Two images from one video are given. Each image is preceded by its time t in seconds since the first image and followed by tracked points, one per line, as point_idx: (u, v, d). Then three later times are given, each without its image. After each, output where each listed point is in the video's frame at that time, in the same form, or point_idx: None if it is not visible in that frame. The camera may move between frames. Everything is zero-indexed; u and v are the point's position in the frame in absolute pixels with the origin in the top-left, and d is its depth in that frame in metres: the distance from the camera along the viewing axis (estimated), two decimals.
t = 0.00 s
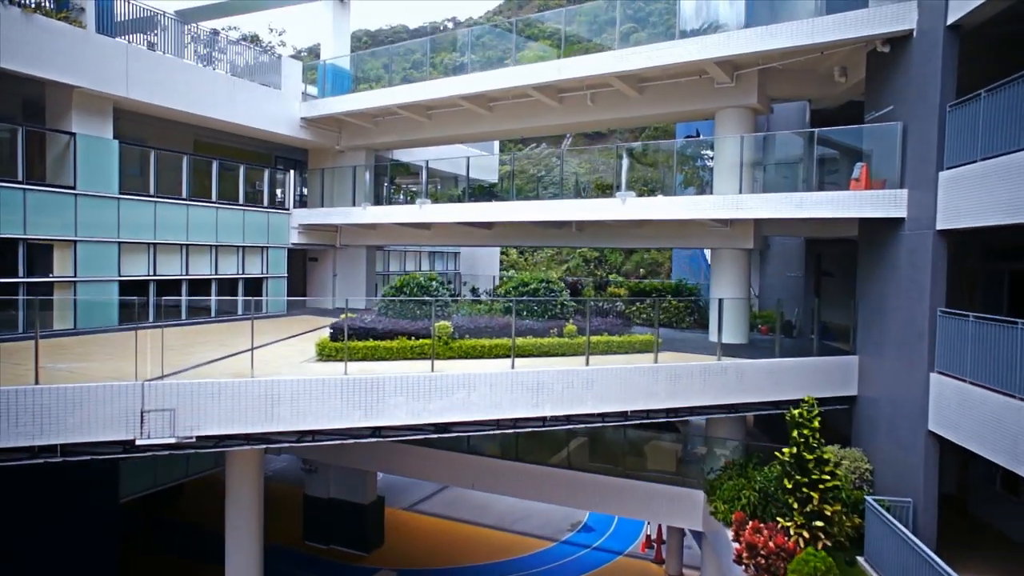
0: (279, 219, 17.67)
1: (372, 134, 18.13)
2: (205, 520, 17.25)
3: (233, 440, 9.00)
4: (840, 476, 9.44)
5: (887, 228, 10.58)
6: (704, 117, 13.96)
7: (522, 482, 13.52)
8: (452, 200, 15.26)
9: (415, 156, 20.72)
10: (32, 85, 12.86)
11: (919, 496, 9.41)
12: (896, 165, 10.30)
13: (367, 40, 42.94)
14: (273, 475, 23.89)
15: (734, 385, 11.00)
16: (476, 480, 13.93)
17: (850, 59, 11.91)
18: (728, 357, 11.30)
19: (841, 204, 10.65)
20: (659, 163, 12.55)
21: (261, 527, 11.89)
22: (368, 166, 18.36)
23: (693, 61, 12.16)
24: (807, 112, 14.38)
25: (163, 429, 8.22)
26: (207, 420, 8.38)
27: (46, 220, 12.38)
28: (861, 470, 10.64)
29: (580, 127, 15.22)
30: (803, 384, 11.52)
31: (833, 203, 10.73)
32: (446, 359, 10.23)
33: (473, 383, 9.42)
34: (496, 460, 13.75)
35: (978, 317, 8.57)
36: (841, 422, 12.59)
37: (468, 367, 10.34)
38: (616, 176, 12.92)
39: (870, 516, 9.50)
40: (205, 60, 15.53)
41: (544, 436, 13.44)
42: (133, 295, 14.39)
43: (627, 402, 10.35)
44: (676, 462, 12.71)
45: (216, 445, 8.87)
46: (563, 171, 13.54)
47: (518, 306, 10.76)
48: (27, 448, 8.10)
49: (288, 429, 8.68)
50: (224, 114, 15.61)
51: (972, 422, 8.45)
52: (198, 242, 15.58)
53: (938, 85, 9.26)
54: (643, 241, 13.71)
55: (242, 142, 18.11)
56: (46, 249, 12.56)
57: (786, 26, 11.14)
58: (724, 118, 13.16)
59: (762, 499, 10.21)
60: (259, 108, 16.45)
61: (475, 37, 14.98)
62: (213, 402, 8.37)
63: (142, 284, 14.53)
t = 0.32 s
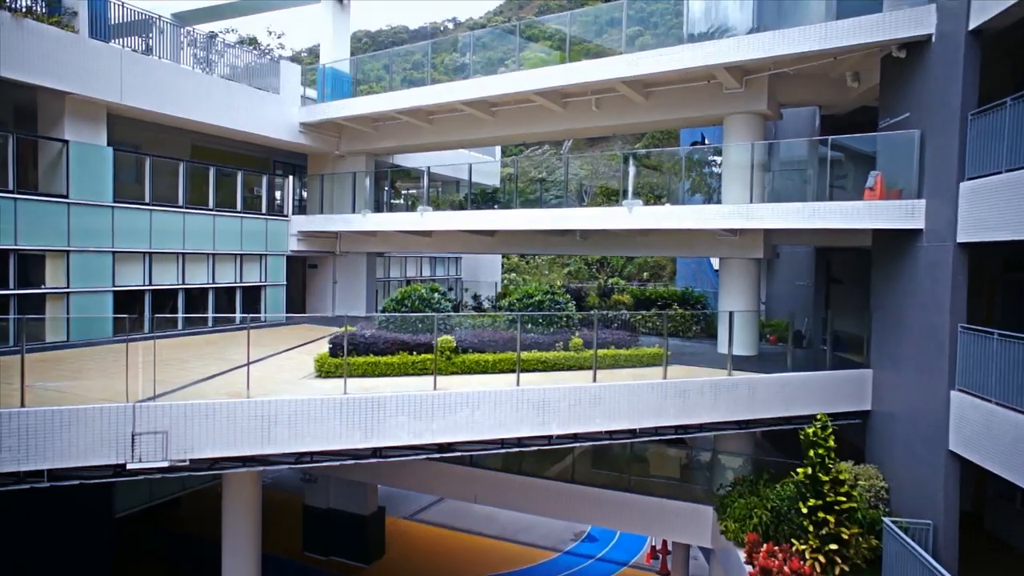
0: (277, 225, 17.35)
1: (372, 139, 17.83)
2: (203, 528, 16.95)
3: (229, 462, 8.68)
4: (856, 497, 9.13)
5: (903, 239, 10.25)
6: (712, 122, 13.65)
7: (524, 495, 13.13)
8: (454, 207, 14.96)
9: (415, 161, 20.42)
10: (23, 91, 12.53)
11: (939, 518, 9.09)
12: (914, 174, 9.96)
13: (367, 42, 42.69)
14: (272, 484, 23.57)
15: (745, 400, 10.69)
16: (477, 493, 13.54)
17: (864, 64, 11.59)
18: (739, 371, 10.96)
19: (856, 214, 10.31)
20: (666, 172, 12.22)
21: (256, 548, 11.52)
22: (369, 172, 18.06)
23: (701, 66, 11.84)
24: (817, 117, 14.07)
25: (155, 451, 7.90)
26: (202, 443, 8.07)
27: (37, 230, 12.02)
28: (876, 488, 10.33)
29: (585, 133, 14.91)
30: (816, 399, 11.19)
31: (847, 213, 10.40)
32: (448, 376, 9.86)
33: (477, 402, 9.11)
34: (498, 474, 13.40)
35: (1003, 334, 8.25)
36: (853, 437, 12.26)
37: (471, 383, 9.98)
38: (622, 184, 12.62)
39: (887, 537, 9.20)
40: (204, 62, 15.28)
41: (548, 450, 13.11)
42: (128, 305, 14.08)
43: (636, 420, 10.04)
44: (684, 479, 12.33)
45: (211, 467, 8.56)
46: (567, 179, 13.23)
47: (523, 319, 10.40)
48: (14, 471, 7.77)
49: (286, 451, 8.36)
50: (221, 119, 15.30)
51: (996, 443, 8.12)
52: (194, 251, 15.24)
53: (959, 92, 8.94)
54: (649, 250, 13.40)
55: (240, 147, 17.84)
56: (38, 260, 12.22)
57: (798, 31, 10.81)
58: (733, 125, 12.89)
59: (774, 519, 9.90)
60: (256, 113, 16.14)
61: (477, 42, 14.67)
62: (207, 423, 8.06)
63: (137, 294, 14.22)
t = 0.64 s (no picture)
0: (276, 233, 17.07)
1: (372, 144, 17.55)
2: (199, 537, 16.52)
3: (225, 486, 8.42)
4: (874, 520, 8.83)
5: (919, 251, 9.94)
6: (719, 129, 13.35)
7: (526, 510, 12.75)
8: (456, 215, 14.70)
9: (416, 166, 20.15)
10: (14, 98, 12.21)
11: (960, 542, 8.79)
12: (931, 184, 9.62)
13: (368, 43, 42.43)
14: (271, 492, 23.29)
15: (756, 417, 10.39)
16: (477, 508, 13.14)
17: (877, 69, 11.27)
18: (751, 387, 10.63)
19: (871, 226, 10.00)
20: (672, 178, 11.99)
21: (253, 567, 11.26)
22: (369, 178, 17.79)
23: (710, 73, 11.53)
24: (827, 123, 13.76)
25: (147, 476, 7.67)
26: (197, 467, 7.81)
27: (28, 242, 11.71)
28: (892, 506, 10.04)
29: (590, 138, 14.61)
30: (829, 416, 10.89)
31: (862, 226, 10.08)
32: (453, 392, 9.57)
33: (483, 423, 8.82)
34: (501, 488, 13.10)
35: None
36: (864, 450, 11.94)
37: (476, 400, 9.65)
38: (629, 196, 12.37)
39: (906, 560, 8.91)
40: (203, 67, 15.01)
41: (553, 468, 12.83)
42: (123, 316, 13.79)
43: (644, 438, 9.79)
44: (690, 494, 11.94)
45: (206, 491, 8.27)
46: (572, 187, 12.97)
47: (528, 333, 9.98)
48: (0, 498, 7.45)
49: (283, 475, 8.10)
50: (218, 125, 14.99)
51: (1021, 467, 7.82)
52: (191, 260, 14.94)
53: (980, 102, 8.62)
54: (656, 260, 13.11)
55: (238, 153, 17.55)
56: (30, 271, 11.91)
57: (811, 37, 10.49)
58: (742, 131, 12.57)
59: (787, 541, 9.61)
60: (254, 119, 15.84)
61: (479, 46, 14.35)
62: (202, 446, 7.80)
63: (132, 305, 13.93)
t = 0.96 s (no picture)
0: (276, 240, 16.79)
1: (373, 151, 17.29)
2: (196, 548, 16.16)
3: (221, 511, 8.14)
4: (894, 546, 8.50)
5: (937, 265, 9.65)
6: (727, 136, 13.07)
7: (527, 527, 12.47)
8: (459, 223, 14.42)
9: (417, 172, 19.90)
10: (7, 106, 11.93)
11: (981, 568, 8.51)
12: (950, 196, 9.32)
13: (369, 45, 42.17)
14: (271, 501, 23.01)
15: (768, 435, 10.10)
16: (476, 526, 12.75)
17: (891, 77, 10.97)
18: (762, 403, 10.33)
19: (884, 239, 9.71)
20: (677, 184, 11.80)
21: None
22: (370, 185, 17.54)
23: (720, 80, 11.24)
24: (837, 130, 13.51)
25: (139, 503, 7.43)
26: (191, 493, 7.59)
27: (20, 254, 11.40)
28: (909, 527, 9.70)
29: (595, 146, 14.33)
30: (842, 433, 10.58)
31: (877, 239, 9.79)
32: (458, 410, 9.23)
33: (489, 443, 8.61)
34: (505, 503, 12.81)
35: None
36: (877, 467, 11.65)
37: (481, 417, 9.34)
38: (636, 207, 12.11)
39: None
40: (201, 73, 14.76)
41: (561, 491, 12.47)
42: (120, 328, 13.51)
43: (652, 458, 9.56)
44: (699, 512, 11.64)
45: (200, 517, 7.99)
46: (577, 196, 12.72)
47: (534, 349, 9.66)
48: None
49: (280, 499, 7.89)
50: (215, 132, 14.70)
51: None
52: (188, 270, 14.66)
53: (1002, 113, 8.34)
54: (663, 270, 12.84)
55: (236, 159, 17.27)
56: (23, 283, 11.61)
57: (825, 44, 10.17)
58: (752, 139, 12.29)
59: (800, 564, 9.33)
60: (252, 126, 15.55)
61: (482, 51, 14.07)
62: (197, 472, 7.60)
63: (129, 316, 13.65)
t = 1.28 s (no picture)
0: (276, 249, 16.53)
1: (374, 157, 17.06)
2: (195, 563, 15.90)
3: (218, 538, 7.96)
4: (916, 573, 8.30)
5: (955, 280, 9.37)
6: (736, 145, 12.81)
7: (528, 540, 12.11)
8: (462, 232, 14.26)
9: (419, 178, 19.65)
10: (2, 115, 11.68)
11: None
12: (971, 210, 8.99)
13: (371, 46, 42.00)
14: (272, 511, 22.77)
15: (780, 455, 9.85)
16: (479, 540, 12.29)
17: (906, 85, 10.70)
18: (774, 421, 10.08)
19: (899, 255, 9.49)
20: (683, 193, 11.63)
21: None
22: (371, 193, 17.28)
23: (729, 89, 10.97)
24: (848, 138, 13.26)
25: (131, 532, 7.37)
26: (189, 521, 7.56)
27: (14, 266, 11.11)
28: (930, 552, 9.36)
29: (601, 154, 14.07)
30: (857, 453, 10.32)
31: (890, 255, 9.57)
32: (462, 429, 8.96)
33: (492, 466, 8.65)
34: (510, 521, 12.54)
35: None
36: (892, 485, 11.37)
37: (487, 437, 9.06)
38: (643, 219, 11.88)
39: None
40: (200, 79, 14.46)
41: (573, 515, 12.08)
42: (117, 340, 13.26)
43: (661, 480, 9.36)
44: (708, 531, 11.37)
45: (196, 544, 7.82)
46: (582, 207, 12.52)
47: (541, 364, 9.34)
48: None
49: (279, 526, 7.87)
50: (214, 141, 14.44)
51: None
52: (187, 280, 14.39)
53: None
54: (670, 282, 12.59)
55: (236, 167, 17.05)
56: (17, 296, 11.32)
57: (839, 53, 9.90)
58: (761, 149, 12.03)
59: None
60: (252, 135, 15.33)
61: (486, 58, 13.81)
62: (191, 500, 7.55)
63: (125, 328, 13.38)
